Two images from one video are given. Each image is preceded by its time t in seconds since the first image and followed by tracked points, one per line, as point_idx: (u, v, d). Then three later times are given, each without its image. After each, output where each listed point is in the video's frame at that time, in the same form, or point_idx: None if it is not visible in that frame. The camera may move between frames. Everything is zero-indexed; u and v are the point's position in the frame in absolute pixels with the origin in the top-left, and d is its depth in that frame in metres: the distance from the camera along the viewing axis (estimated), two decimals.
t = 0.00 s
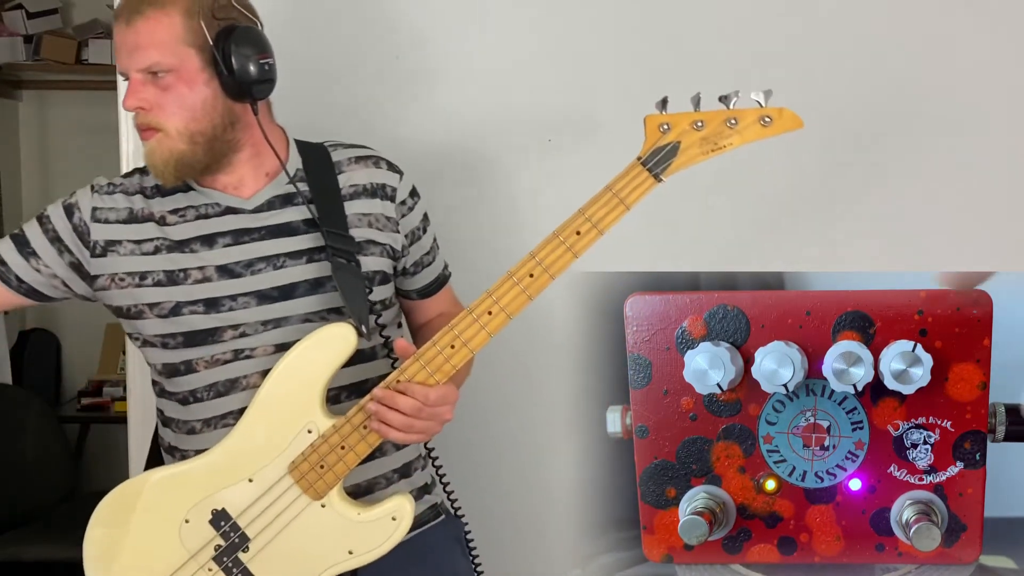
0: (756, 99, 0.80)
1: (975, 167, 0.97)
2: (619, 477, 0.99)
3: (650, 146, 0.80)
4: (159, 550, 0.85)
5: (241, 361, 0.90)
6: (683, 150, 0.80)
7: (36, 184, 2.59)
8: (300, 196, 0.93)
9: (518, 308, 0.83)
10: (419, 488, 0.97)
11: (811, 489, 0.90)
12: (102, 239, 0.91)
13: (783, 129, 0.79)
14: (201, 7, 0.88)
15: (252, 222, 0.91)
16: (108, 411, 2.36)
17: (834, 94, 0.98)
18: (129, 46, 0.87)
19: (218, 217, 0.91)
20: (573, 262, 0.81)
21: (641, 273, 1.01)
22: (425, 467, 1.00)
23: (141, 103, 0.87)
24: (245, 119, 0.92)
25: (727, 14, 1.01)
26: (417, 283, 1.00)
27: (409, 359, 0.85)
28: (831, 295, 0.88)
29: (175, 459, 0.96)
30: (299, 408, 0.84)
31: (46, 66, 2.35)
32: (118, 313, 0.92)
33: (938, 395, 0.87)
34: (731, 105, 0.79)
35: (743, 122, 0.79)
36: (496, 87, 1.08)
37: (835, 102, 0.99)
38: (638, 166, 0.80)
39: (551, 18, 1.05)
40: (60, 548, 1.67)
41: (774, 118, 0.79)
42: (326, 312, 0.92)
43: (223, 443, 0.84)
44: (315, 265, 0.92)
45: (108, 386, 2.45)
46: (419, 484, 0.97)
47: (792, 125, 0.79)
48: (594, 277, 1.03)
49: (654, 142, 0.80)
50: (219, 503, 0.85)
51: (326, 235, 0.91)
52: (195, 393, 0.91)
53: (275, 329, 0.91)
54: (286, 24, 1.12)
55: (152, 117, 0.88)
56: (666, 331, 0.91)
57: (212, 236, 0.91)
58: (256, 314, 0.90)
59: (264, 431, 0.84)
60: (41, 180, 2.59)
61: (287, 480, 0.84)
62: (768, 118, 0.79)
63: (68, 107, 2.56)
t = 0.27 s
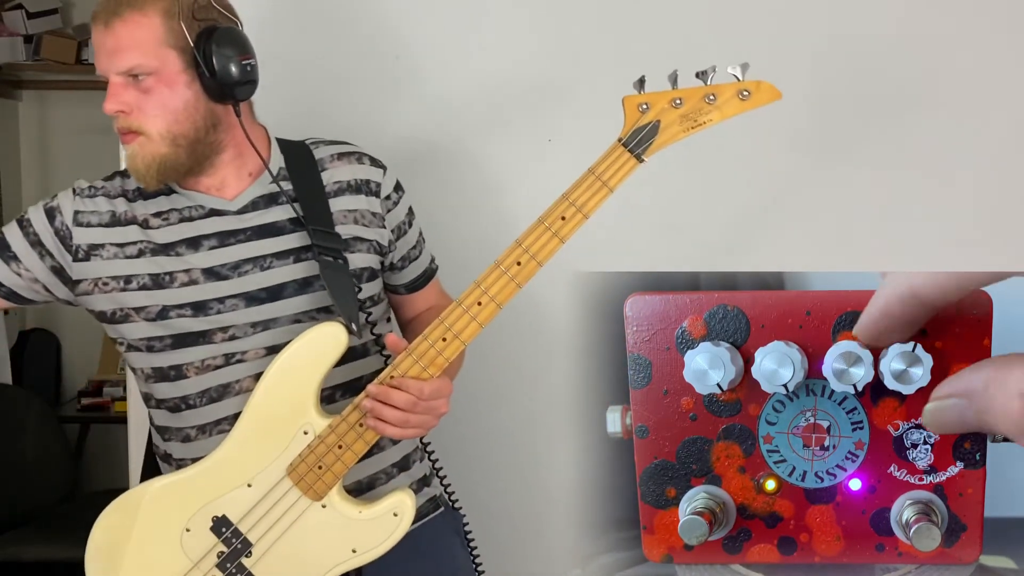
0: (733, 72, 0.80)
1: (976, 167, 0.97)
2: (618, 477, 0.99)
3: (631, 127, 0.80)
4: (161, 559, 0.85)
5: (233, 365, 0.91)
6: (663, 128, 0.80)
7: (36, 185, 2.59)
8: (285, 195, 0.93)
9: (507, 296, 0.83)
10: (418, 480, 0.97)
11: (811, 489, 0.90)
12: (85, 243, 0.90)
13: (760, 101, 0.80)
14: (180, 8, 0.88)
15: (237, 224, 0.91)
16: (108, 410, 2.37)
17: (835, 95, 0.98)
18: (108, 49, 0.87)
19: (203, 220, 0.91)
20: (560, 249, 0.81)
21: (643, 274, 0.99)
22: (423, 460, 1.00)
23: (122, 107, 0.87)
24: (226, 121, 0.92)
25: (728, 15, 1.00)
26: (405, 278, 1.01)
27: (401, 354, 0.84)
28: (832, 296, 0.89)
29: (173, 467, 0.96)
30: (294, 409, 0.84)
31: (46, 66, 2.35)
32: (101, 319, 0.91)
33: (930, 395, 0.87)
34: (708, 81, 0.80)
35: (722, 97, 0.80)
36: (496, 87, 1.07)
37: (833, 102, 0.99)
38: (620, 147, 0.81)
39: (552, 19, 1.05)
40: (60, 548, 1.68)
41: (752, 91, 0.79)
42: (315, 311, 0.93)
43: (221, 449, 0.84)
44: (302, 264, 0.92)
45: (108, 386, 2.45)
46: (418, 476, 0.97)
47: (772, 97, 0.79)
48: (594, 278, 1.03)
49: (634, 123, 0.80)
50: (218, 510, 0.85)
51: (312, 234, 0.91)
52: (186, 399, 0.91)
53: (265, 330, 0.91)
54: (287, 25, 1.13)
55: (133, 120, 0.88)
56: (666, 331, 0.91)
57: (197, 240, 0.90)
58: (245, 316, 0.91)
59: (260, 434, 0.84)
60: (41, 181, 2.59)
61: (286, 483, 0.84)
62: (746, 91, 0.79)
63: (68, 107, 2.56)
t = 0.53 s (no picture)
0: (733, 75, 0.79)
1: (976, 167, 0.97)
2: (618, 479, 0.99)
3: (629, 130, 0.80)
4: (154, 561, 0.85)
5: (228, 366, 0.91)
6: (661, 132, 0.80)
7: (35, 184, 2.59)
8: (278, 196, 0.93)
9: (505, 300, 0.83)
10: (416, 482, 0.97)
11: (811, 489, 0.90)
12: (78, 245, 0.90)
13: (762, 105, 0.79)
14: (175, 9, 0.88)
15: (230, 225, 0.91)
16: (108, 410, 2.37)
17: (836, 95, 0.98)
18: (102, 50, 0.87)
19: (196, 221, 0.91)
20: (557, 251, 0.81)
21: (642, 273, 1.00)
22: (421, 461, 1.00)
23: (116, 108, 0.87)
24: (221, 122, 0.92)
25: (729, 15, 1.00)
26: (400, 278, 1.00)
27: (398, 355, 0.85)
28: (831, 296, 0.89)
29: (167, 469, 0.96)
30: (288, 412, 0.84)
31: (46, 66, 2.35)
32: (96, 321, 0.91)
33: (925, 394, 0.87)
34: (708, 84, 0.79)
35: (721, 100, 0.79)
36: (496, 87, 1.07)
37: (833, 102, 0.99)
38: (618, 150, 0.80)
39: (552, 19, 1.05)
40: (61, 548, 1.68)
41: (753, 95, 0.79)
42: (311, 312, 0.93)
43: (213, 451, 0.84)
44: (298, 265, 0.92)
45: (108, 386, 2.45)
46: (416, 478, 0.97)
47: (771, 100, 0.79)
48: (594, 278, 1.03)
49: (632, 125, 0.80)
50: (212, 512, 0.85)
51: (306, 234, 0.91)
52: (181, 401, 0.91)
53: (259, 331, 0.91)
54: (289, 25, 1.13)
55: (127, 121, 0.88)
56: (666, 331, 0.91)
57: (191, 241, 0.91)
58: (240, 317, 0.91)
59: (253, 437, 0.84)
60: (41, 180, 2.59)
61: (280, 485, 0.85)
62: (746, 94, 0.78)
63: (68, 107, 2.56)
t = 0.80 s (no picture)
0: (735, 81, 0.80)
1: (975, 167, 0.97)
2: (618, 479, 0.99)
3: (631, 134, 0.81)
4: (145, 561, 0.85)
5: (224, 366, 0.91)
6: (662, 137, 0.80)
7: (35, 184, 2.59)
8: (277, 196, 0.93)
9: (502, 304, 0.83)
10: (412, 484, 0.98)
11: (811, 489, 0.90)
12: (75, 243, 0.90)
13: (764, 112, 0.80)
14: (177, 8, 0.88)
15: (227, 225, 0.91)
16: (108, 410, 2.37)
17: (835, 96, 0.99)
18: (102, 48, 0.87)
19: (193, 220, 0.91)
20: (556, 255, 0.81)
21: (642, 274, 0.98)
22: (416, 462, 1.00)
23: (116, 106, 0.87)
24: (221, 121, 0.92)
25: (729, 15, 1.00)
26: (397, 280, 1.00)
27: (393, 358, 0.85)
28: (831, 296, 0.89)
29: (163, 468, 0.96)
30: (283, 413, 0.84)
31: (47, 66, 2.35)
32: (93, 320, 0.91)
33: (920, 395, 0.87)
34: (709, 90, 0.80)
35: (723, 107, 0.80)
36: (497, 87, 1.08)
37: (834, 102, 0.99)
38: (619, 154, 0.81)
39: (552, 19, 1.05)
40: (61, 548, 1.68)
41: (755, 102, 0.80)
42: (307, 312, 0.93)
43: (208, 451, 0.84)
44: (295, 265, 0.92)
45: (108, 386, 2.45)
46: (412, 479, 0.98)
47: (772, 107, 0.79)
48: (594, 278, 1.03)
49: (634, 131, 0.81)
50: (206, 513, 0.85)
51: (305, 235, 0.91)
52: (177, 400, 0.91)
53: (256, 331, 0.91)
54: (289, 25, 1.13)
55: (127, 120, 0.88)
56: (666, 331, 0.91)
57: (188, 240, 0.91)
58: (236, 317, 0.91)
59: (249, 438, 0.84)
60: (40, 180, 2.59)
61: (274, 487, 0.85)
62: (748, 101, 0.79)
63: (68, 107, 2.56)
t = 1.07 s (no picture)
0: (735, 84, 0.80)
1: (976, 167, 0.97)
2: (617, 479, 0.99)
3: (630, 138, 0.81)
4: (142, 561, 0.85)
5: (221, 367, 0.91)
6: (662, 140, 0.80)
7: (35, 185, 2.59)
8: (276, 196, 0.93)
9: (499, 306, 0.83)
10: (410, 486, 0.98)
11: (811, 489, 0.90)
12: (74, 243, 0.90)
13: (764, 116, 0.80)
14: (176, 8, 0.88)
15: (226, 225, 0.91)
16: (108, 410, 2.37)
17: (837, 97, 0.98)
18: (102, 48, 0.87)
19: (192, 220, 0.91)
20: (555, 258, 0.81)
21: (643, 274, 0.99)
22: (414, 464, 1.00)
23: (115, 106, 0.87)
24: (221, 121, 0.92)
25: (730, 16, 1.00)
26: (397, 282, 1.00)
27: (391, 360, 0.86)
28: (831, 296, 0.89)
29: (160, 469, 0.96)
30: (280, 415, 0.84)
31: (46, 66, 2.35)
32: (90, 320, 0.91)
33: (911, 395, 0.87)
34: (710, 93, 0.80)
35: (723, 110, 0.80)
36: (496, 87, 1.07)
37: (835, 103, 0.99)
38: (619, 157, 0.81)
39: (553, 19, 1.05)
40: (60, 547, 1.68)
41: (755, 105, 0.79)
42: (305, 313, 0.93)
43: (204, 452, 0.84)
44: (293, 266, 0.92)
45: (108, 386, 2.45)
46: (411, 481, 0.97)
47: (773, 110, 0.79)
48: (594, 278, 1.02)
49: (633, 134, 0.81)
50: (202, 514, 0.85)
51: (303, 236, 0.91)
52: (174, 401, 0.91)
53: (253, 333, 0.91)
54: (289, 25, 1.13)
55: (126, 120, 0.88)
56: (666, 331, 0.92)
57: (186, 240, 0.91)
58: (234, 318, 0.90)
59: (245, 439, 0.84)
60: (40, 180, 2.59)
61: (270, 489, 0.84)
62: (748, 104, 0.79)
63: (68, 107, 2.56)
